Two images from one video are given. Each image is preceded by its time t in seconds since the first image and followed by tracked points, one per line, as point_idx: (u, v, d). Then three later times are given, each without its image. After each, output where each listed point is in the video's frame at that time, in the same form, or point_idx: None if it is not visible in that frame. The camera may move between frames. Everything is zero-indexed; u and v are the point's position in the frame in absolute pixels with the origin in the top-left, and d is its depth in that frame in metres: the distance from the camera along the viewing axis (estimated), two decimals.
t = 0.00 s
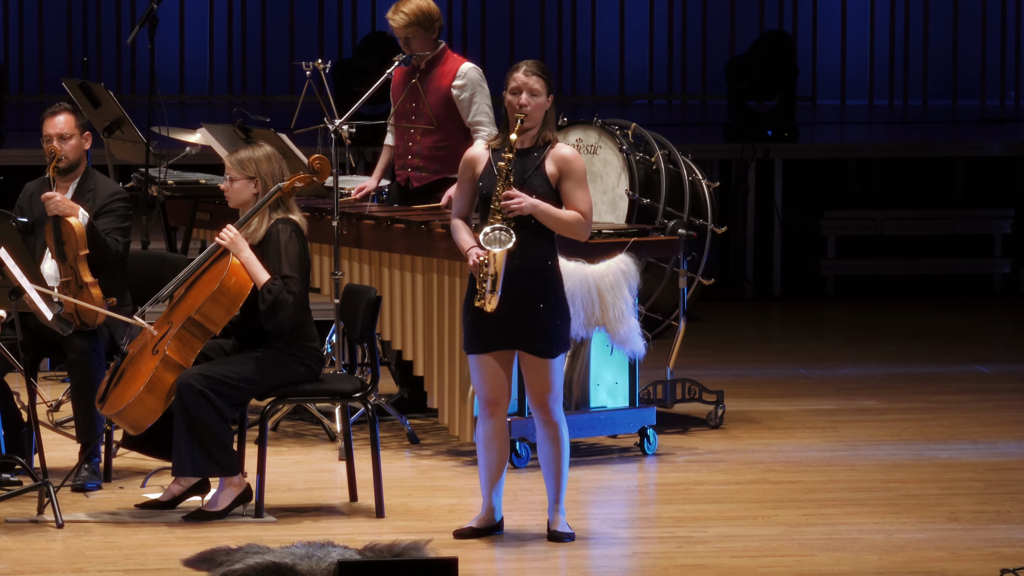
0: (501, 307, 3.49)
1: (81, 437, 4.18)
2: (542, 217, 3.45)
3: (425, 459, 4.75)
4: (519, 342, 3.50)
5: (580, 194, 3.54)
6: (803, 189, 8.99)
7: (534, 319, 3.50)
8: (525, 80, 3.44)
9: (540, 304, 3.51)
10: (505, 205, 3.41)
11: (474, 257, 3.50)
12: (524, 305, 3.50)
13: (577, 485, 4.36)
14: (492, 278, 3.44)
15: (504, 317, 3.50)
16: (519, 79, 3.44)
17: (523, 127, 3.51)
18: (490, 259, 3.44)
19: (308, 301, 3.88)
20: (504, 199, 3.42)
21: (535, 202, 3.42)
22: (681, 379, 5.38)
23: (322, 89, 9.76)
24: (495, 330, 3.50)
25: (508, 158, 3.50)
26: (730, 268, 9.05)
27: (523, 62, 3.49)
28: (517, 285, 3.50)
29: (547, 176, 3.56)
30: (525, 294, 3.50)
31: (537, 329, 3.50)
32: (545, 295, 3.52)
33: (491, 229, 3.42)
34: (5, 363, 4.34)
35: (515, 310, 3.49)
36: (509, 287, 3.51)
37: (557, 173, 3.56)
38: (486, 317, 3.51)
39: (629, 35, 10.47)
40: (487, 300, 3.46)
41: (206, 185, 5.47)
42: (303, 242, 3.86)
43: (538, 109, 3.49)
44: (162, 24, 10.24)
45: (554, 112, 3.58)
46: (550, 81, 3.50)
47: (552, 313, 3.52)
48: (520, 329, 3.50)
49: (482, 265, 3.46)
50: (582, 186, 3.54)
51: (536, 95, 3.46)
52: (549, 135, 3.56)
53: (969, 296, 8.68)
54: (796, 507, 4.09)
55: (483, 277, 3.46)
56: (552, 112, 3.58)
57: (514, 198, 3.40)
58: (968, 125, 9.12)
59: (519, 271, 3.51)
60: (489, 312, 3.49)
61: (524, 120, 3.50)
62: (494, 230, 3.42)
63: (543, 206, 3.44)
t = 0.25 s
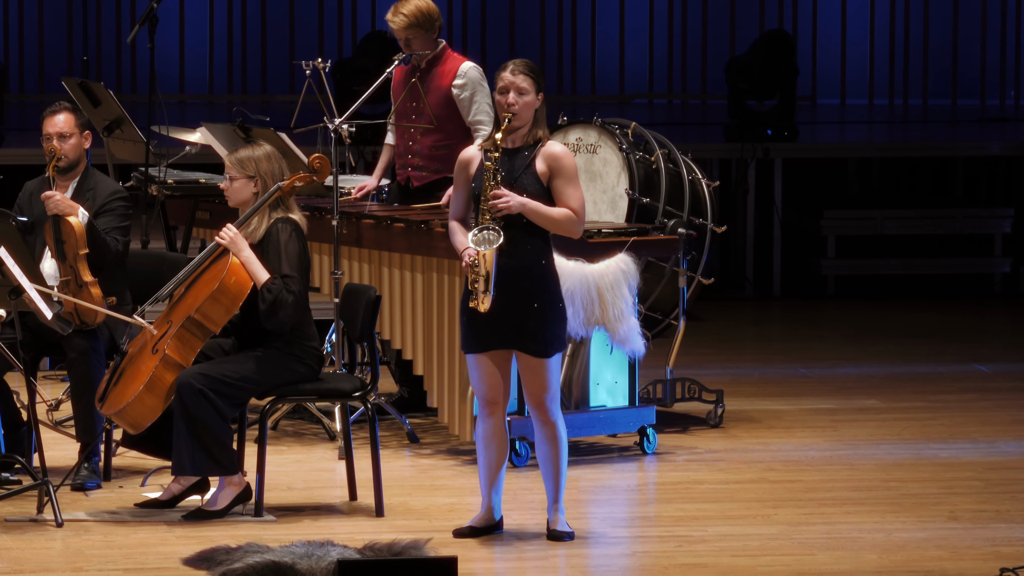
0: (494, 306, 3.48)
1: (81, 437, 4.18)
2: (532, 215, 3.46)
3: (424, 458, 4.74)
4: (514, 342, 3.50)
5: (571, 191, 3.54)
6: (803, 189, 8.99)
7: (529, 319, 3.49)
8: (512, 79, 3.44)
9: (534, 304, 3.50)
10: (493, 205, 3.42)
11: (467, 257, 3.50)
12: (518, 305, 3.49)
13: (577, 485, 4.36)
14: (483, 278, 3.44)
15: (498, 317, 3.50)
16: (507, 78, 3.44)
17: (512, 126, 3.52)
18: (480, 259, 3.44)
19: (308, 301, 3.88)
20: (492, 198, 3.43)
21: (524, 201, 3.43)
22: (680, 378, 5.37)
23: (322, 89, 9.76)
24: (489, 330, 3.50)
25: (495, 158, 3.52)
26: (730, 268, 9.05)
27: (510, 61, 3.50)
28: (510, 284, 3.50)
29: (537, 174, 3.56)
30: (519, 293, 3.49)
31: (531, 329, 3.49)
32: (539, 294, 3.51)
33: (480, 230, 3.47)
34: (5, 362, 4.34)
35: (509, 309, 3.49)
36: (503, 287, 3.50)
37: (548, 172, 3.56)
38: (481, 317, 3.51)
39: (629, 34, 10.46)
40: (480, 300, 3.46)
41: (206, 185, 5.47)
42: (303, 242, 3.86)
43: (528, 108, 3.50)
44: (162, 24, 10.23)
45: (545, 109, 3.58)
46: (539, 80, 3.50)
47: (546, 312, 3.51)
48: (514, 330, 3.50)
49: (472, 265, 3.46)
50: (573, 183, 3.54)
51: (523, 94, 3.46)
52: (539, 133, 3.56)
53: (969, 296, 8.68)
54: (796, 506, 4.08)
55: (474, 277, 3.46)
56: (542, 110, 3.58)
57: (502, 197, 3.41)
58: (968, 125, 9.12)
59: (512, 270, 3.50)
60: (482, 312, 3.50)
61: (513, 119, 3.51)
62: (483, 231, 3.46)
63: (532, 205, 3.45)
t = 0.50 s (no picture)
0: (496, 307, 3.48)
1: (81, 437, 4.18)
2: (532, 214, 3.45)
3: (424, 459, 4.74)
4: (514, 343, 3.50)
5: (570, 189, 3.54)
6: (803, 189, 8.99)
7: (529, 318, 3.49)
8: (506, 79, 3.44)
9: (534, 303, 3.50)
10: (493, 205, 3.42)
11: (467, 258, 3.50)
12: (518, 304, 3.49)
13: (577, 485, 4.36)
14: (485, 279, 3.45)
15: (498, 318, 3.50)
16: (501, 78, 3.45)
17: (509, 126, 3.51)
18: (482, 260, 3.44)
19: (308, 301, 3.88)
20: (492, 198, 3.43)
21: (524, 200, 3.42)
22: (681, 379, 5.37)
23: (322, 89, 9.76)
24: (489, 331, 3.50)
25: (492, 159, 3.51)
26: (730, 268, 9.05)
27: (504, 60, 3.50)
28: (511, 284, 3.50)
29: (535, 174, 3.55)
30: (520, 293, 3.49)
31: (531, 329, 3.49)
32: (540, 294, 3.51)
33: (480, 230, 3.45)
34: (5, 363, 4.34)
35: (510, 310, 3.49)
36: (504, 287, 3.50)
37: (546, 171, 3.55)
38: (482, 318, 3.51)
39: (629, 34, 10.46)
40: (482, 301, 3.46)
41: (206, 185, 5.46)
42: (303, 242, 3.86)
43: (525, 107, 3.49)
44: (162, 24, 10.23)
45: (541, 108, 3.57)
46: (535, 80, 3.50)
47: (547, 312, 3.50)
48: (513, 330, 3.50)
49: (473, 267, 3.46)
50: (571, 182, 3.53)
51: (519, 93, 3.46)
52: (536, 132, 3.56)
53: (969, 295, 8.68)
54: (797, 507, 4.08)
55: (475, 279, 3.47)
56: (538, 110, 3.58)
57: (501, 197, 3.41)
58: (968, 125, 9.11)
59: (512, 270, 3.50)
60: (484, 313, 3.50)
61: (509, 119, 3.50)
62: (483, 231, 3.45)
63: (532, 203, 3.44)
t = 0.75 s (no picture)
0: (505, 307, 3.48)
1: (81, 436, 4.18)
2: (540, 213, 3.45)
3: (424, 458, 4.74)
4: (520, 341, 3.50)
5: (576, 188, 3.54)
6: (803, 189, 8.99)
7: (536, 317, 3.49)
8: (512, 78, 3.43)
9: (541, 302, 3.50)
10: (502, 204, 3.41)
11: (474, 258, 3.47)
12: (525, 303, 3.49)
13: (577, 485, 4.36)
14: (494, 278, 3.43)
15: (506, 316, 3.50)
16: (507, 78, 3.44)
17: (515, 126, 3.51)
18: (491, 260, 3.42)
19: (308, 301, 3.88)
20: (501, 198, 3.42)
21: (533, 199, 3.42)
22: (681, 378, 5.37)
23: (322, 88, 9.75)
24: (496, 330, 3.50)
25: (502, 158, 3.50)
26: (731, 268, 9.05)
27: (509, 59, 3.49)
28: (519, 283, 3.50)
29: (542, 173, 3.55)
30: (527, 292, 3.50)
31: (538, 328, 3.50)
32: (546, 293, 3.51)
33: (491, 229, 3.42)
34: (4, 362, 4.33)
35: (517, 309, 3.49)
36: (512, 286, 3.50)
37: (553, 170, 3.55)
38: (488, 317, 3.51)
39: (629, 33, 10.45)
40: (491, 300, 3.44)
41: (205, 185, 5.46)
42: (303, 241, 3.86)
43: (529, 107, 3.49)
44: (162, 23, 10.23)
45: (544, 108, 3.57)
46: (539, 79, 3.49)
47: (554, 311, 3.51)
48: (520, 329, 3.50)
49: (483, 266, 3.43)
50: (577, 181, 3.54)
51: (524, 92, 3.45)
52: (541, 131, 3.56)
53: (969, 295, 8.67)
54: (797, 506, 4.08)
55: (484, 278, 3.44)
56: (542, 108, 3.57)
57: (511, 196, 3.40)
58: (968, 124, 9.11)
59: (519, 268, 3.50)
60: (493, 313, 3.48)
61: (515, 119, 3.49)
62: (494, 230, 3.41)
63: (541, 202, 3.44)
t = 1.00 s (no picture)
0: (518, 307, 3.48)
1: (81, 436, 4.19)
2: (555, 215, 3.45)
3: (425, 458, 4.74)
4: (531, 342, 3.51)
5: (588, 189, 3.55)
6: (803, 189, 8.99)
7: (546, 318, 3.50)
8: (525, 79, 3.42)
9: (552, 302, 3.51)
10: (519, 205, 3.39)
11: (488, 259, 3.47)
12: (536, 304, 3.50)
13: (577, 485, 4.36)
14: (509, 280, 3.43)
15: (518, 317, 3.50)
16: (519, 78, 3.42)
17: (528, 126, 3.50)
18: (507, 261, 3.41)
19: (308, 301, 3.88)
20: (518, 198, 3.41)
21: (548, 200, 3.42)
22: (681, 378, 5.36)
23: (322, 88, 9.76)
24: (506, 330, 3.51)
25: (519, 159, 3.49)
26: (731, 268, 9.04)
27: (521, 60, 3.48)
28: (531, 284, 3.50)
29: (554, 174, 3.55)
30: (538, 293, 3.50)
31: (548, 328, 3.50)
32: (557, 293, 3.52)
33: (507, 229, 3.40)
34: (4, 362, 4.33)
35: (529, 309, 3.49)
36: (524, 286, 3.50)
37: (564, 171, 3.56)
38: (499, 318, 3.51)
39: (629, 33, 10.46)
40: (505, 301, 3.45)
41: (206, 185, 5.46)
42: (303, 241, 3.86)
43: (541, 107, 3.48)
44: (162, 23, 10.23)
45: (553, 109, 3.57)
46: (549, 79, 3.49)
47: (564, 311, 3.52)
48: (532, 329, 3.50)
49: (499, 266, 3.43)
50: (588, 182, 3.55)
51: (537, 93, 3.45)
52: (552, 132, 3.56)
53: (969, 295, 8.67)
54: (797, 507, 4.08)
55: (500, 279, 3.44)
56: (552, 109, 3.58)
57: (528, 198, 3.39)
58: (968, 124, 9.11)
59: (532, 268, 3.50)
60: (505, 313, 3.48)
61: (527, 119, 3.49)
62: (512, 230, 3.40)
63: (555, 204, 3.44)
